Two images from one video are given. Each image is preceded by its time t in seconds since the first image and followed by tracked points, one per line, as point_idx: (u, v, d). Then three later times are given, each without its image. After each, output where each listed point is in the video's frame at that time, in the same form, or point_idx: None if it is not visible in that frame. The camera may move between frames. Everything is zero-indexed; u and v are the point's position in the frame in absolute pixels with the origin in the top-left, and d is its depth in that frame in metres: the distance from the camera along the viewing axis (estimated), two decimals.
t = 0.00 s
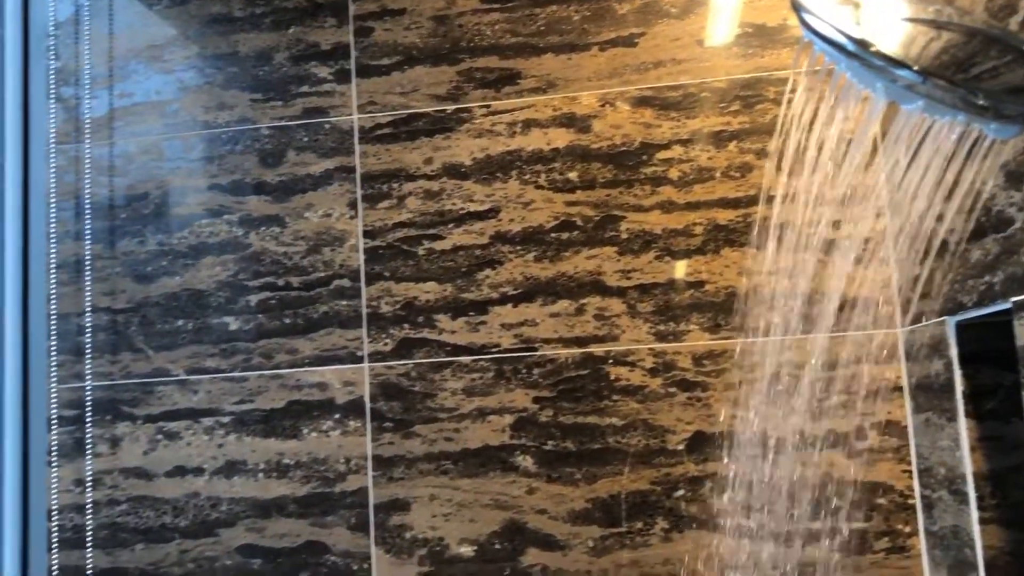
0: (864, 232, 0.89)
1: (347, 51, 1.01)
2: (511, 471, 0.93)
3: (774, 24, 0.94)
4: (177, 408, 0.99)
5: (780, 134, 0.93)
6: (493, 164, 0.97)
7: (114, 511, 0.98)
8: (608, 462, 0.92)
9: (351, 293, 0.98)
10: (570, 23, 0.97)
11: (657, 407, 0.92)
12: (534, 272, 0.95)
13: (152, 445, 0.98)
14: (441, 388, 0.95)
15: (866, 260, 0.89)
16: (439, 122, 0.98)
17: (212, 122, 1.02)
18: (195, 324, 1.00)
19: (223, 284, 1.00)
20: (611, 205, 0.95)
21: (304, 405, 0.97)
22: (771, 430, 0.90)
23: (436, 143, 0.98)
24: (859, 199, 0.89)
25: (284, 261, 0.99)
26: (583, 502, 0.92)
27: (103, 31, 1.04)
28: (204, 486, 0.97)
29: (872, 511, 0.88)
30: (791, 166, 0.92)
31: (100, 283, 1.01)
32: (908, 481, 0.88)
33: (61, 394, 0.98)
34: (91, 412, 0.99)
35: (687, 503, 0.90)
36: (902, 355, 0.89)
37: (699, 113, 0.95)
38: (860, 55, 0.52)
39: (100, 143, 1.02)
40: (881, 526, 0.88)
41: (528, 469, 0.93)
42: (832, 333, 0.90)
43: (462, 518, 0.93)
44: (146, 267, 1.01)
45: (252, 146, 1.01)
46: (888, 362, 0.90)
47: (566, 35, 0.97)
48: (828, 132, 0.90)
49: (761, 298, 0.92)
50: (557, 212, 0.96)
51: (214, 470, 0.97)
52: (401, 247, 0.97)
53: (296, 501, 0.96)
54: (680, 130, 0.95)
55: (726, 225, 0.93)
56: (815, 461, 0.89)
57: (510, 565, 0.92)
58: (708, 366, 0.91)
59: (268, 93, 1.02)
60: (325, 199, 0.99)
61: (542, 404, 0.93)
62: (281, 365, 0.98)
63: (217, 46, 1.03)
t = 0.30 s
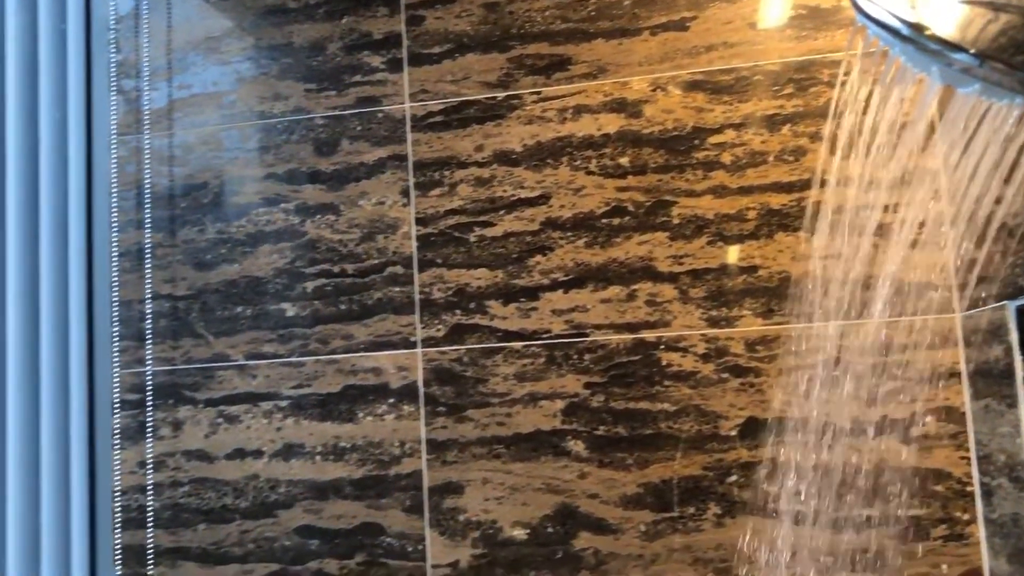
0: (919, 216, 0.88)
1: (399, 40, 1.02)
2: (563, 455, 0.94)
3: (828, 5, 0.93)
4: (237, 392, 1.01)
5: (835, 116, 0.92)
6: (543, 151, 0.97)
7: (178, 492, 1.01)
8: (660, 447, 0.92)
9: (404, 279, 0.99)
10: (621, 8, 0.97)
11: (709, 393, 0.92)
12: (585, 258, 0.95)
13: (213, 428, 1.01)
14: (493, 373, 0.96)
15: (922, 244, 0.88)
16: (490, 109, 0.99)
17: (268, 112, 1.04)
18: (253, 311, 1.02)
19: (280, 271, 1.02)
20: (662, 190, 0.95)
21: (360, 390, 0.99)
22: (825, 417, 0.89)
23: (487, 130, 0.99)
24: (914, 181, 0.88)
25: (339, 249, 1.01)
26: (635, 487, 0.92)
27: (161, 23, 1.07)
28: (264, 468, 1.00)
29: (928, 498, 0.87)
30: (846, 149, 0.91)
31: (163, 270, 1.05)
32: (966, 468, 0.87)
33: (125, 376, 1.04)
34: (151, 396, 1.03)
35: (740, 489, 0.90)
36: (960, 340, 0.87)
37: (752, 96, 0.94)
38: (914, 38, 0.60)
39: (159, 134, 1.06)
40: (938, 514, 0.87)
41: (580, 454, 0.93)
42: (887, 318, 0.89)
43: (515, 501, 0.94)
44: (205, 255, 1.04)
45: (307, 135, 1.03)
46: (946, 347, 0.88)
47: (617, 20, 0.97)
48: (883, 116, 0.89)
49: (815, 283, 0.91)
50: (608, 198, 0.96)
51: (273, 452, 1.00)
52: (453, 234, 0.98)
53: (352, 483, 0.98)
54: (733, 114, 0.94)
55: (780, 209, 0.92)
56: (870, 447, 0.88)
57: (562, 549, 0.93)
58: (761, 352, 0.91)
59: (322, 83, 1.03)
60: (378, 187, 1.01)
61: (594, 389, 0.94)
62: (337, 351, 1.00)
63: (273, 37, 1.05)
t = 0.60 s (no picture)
0: (985, 199, 0.87)
1: (457, 28, 1.03)
2: (622, 440, 0.94)
3: None
4: (303, 376, 1.04)
5: (898, 97, 0.91)
6: (602, 136, 0.98)
7: (247, 473, 1.04)
8: (720, 432, 0.92)
9: (464, 265, 1.00)
10: None
11: (770, 377, 0.91)
12: (643, 243, 0.95)
13: (280, 411, 1.04)
14: (552, 358, 0.97)
15: (988, 227, 0.87)
16: (548, 96, 0.99)
17: (329, 102, 1.06)
18: (317, 297, 1.04)
19: (343, 258, 1.04)
20: (722, 174, 0.94)
21: (421, 374, 1.00)
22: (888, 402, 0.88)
23: (544, 116, 0.99)
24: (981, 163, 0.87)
25: (400, 236, 1.03)
26: (694, 471, 0.92)
27: (225, 16, 1.10)
28: (329, 450, 1.02)
29: (994, 485, 0.86)
30: (910, 130, 0.90)
31: (230, 258, 1.07)
32: None
33: (194, 361, 1.07)
34: (220, 380, 1.06)
35: (801, 474, 0.89)
36: None
37: (813, 78, 0.93)
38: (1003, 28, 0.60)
39: (225, 125, 1.09)
40: (1005, 500, 0.85)
41: (639, 438, 0.94)
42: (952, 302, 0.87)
43: (575, 484, 0.95)
44: (271, 243, 1.06)
45: (368, 125, 1.04)
46: (1013, 331, 0.86)
47: (674, 3, 0.97)
48: (949, 96, 0.89)
49: (878, 267, 0.90)
50: (667, 182, 0.96)
51: (337, 435, 1.02)
52: (512, 220, 0.99)
53: (415, 465, 1.00)
54: (794, 97, 0.93)
55: (841, 192, 0.91)
56: (934, 432, 0.87)
57: (622, 532, 0.93)
58: (823, 336, 0.90)
59: (382, 73, 1.05)
60: (438, 175, 1.02)
61: (653, 374, 0.94)
62: (399, 336, 1.01)
63: (334, 28, 1.06)
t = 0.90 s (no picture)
0: None
1: (514, 14, 1.03)
2: (681, 423, 0.94)
3: None
4: (365, 360, 1.06)
5: (964, 75, 0.89)
6: (659, 120, 0.97)
7: (312, 454, 1.07)
8: (781, 416, 0.92)
9: (522, 250, 1.01)
10: None
11: (832, 361, 0.91)
12: (702, 227, 0.95)
13: (343, 394, 1.06)
14: (610, 342, 0.97)
15: None
16: (605, 80, 0.99)
17: (389, 91, 1.07)
18: (378, 283, 1.06)
19: (403, 244, 1.05)
20: (782, 156, 0.93)
21: (480, 358, 1.01)
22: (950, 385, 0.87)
23: (602, 101, 0.99)
24: None
25: (458, 222, 1.04)
26: (755, 455, 0.92)
27: (288, 8, 1.12)
28: (391, 433, 1.04)
29: None
30: (977, 109, 0.88)
31: (294, 245, 1.10)
32: None
33: (260, 346, 1.10)
34: (286, 364, 1.09)
35: (863, 458, 0.89)
36: None
37: (875, 58, 0.91)
38: None
39: (289, 115, 1.11)
40: None
41: (699, 422, 0.94)
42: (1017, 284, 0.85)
43: (634, 468, 0.95)
44: (333, 230, 1.08)
45: (426, 112, 1.06)
46: None
47: None
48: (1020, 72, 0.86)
49: (943, 249, 0.88)
50: (726, 165, 0.95)
51: (399, 418, 1.04)
52: (570, 205, 1.00)
53: (475, 448, 1.01)
54: (855, 77, 0.92)
55: (905, 173, 0.90)
56: (1001, 416, 0.85)
57: (681, 515, 0.93)
58: (885, 320, 0.89)
59: (440, 60, 1.06)
60: (495, 161, 1.03)
61: (713, 358, 0.94)
62: (458, 321, 1.03)
63: (392, 17, 1.08)
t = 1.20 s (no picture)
0: None
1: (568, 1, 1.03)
2: (737, 408, 0.94)
3: None
4: (422, 345, 1.07)
5: None
6: (714, 104, 0.97)
7: (372, 437, 1.09)
8: (838, 401, 0.91)
9: (576, 236, 1.01)
10: None
11: (890, 346, 0.90)
12: (758, 211, 0.95)
13: (401, 378, 1.08)
14: (665, 327, 0.97)
15: None
16: (659, 64, 0.99)
17: (444, 79, 1.09)
18: (434, 270, 1.07)
19: (458, 231, 1.07)
20: (840, 139, 0.93)
21: (535, 343, 1.02)
22: (1014, 368, 0.86)
23: (656, 85, 0.99)
24: None
25: (513, 209, 1.05)
26: (812, 440, 0.92)
27: None
28: (448, 416, 1.06)
29: None
30: None
31: (354, 233, 1.12)
32: None
33: (323, 332, 1.12)
34: (351, 349, 1.10)
35: (923, 443, 0.88)
36: None
37: (936, 37, 0.90)
38: None
39: (349, 105, 1.13)
40: None
41: (755, 406, 0.94)
42: None
43: (689, 452, 0.96)
44: (390, 217, 1.10)
45: (481, 100, 1.07)
46: None
47: None
48: None
49: (1005, 231, 0.87)
50: (782, 148, 0.94)
51: (455, 402, 1.05)
52: (624, 190, 1.00)
53: (530, 432, 1.02)
54: (915, 57, 0.91)
55: (966, 154, 0.88)
56: None
57: (737, 499, 0.94)
58: (946, 304, 0.88)
59: (494, 48, 1.07)
60: (549, 147, 1.03)
61: (769, 343, 0.94)
62: (513, 306, 1.04)
63: (447, 6, 1.09)
